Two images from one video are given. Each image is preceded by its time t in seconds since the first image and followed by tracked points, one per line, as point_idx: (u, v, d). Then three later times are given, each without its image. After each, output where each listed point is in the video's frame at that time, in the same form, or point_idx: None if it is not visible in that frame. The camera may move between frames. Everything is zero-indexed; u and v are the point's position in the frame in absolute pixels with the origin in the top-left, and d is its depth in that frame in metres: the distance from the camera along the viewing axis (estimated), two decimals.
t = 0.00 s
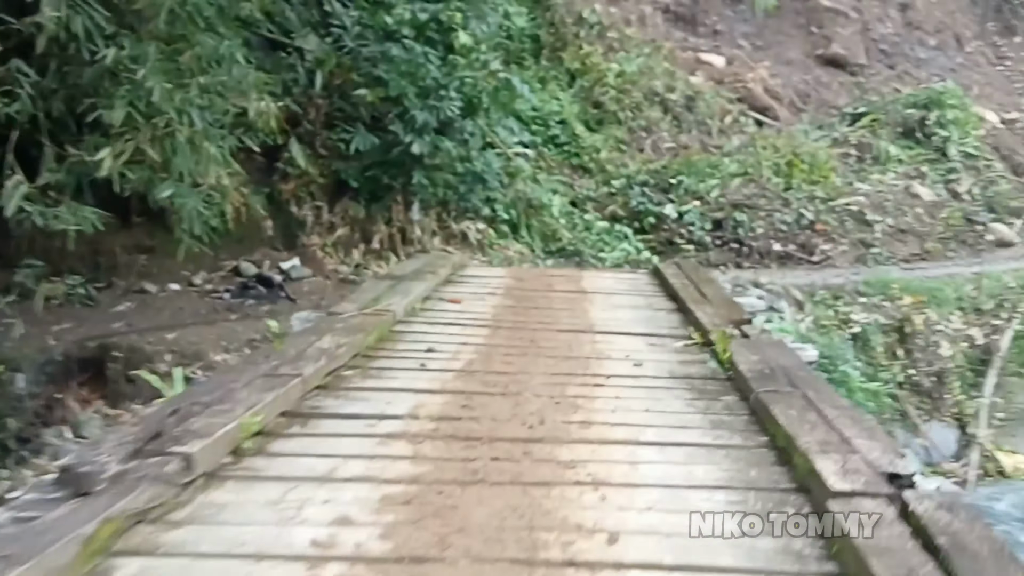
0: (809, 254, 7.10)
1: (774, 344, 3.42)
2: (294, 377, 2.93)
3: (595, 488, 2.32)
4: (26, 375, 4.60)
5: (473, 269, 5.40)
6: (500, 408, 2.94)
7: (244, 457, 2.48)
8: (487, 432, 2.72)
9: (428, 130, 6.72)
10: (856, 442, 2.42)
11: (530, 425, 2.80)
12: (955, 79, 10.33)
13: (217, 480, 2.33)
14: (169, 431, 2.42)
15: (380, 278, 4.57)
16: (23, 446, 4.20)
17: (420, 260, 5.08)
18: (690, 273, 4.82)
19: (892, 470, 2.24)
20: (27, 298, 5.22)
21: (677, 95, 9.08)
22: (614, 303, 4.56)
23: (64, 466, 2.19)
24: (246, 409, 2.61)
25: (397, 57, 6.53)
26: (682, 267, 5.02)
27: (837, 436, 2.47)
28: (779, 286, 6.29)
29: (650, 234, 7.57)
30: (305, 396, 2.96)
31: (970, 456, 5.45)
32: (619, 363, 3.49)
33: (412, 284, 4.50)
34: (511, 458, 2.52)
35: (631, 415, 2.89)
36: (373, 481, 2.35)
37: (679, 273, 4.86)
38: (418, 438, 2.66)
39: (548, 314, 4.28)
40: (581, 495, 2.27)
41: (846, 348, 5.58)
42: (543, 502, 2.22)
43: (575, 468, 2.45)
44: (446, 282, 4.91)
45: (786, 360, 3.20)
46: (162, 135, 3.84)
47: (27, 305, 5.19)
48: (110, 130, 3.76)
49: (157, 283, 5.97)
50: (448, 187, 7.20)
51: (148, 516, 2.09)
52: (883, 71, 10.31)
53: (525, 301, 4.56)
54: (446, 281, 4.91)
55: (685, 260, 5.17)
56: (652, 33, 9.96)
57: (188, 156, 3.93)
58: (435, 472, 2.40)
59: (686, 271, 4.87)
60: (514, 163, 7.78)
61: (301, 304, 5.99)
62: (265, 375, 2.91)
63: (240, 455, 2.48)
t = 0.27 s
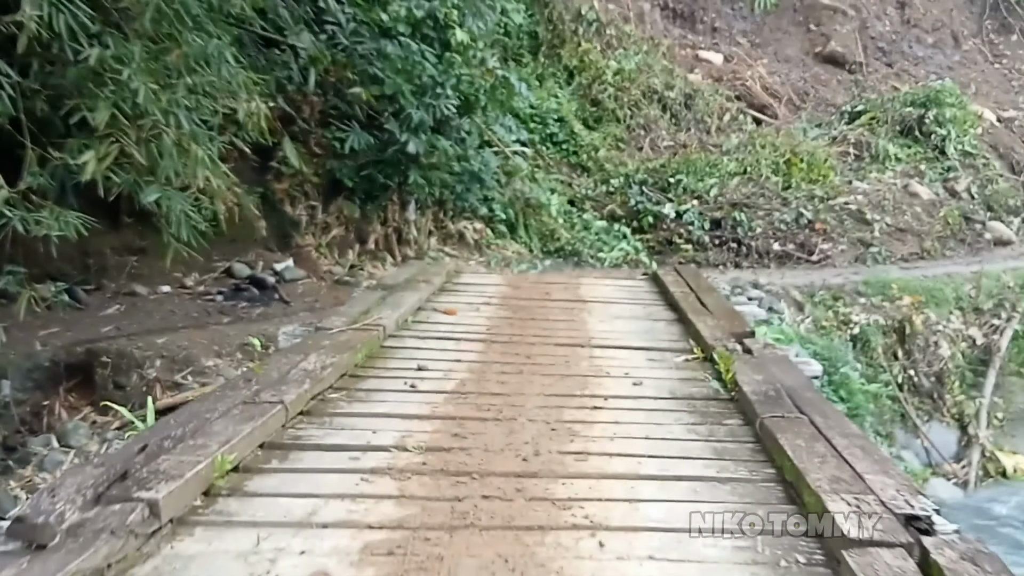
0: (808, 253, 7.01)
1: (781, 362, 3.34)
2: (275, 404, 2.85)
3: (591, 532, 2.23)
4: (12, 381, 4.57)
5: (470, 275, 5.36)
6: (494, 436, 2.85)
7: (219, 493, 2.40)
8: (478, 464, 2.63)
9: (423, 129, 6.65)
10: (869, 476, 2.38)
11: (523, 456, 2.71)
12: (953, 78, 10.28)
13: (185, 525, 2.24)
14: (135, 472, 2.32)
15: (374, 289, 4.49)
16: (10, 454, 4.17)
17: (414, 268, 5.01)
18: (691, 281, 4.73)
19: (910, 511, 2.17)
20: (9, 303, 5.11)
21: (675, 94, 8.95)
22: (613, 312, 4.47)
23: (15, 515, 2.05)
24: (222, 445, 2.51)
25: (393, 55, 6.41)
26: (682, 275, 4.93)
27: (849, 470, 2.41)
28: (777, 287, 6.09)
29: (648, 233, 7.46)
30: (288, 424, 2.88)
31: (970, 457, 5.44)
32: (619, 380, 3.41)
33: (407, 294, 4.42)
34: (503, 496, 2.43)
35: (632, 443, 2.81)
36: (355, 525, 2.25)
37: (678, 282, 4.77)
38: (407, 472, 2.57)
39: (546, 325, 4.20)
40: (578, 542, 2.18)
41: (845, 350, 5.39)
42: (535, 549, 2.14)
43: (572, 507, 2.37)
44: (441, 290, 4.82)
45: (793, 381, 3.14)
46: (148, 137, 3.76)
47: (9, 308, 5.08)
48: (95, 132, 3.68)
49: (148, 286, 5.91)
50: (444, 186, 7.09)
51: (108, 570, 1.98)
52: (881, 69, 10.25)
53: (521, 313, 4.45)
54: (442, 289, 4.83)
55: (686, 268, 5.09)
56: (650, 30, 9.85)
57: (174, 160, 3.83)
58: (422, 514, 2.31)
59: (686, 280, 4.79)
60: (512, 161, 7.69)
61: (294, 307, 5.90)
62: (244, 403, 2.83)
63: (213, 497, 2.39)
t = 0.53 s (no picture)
0: (807, 254, 6.92)
1: (780, 375, 3.24)
2: (242, 426, 2.73)
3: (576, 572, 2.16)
4: None
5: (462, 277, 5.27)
6: (475, 459, 2.75)
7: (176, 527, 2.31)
8: (456, 493, 2.54)
9: (418, 128, 6.55)
10: (879, 508, 2.31)
11: (505, 482, 2.62)
12: (953, 75, 10.16)
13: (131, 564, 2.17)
14: (77, 506, 2.24)
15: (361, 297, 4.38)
16: None
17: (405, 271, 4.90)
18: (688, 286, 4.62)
19: (922, 549, 2.12)
20: None
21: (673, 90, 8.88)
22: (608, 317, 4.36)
23: None
24: (179, 473, 2.42)
25: (387, 52, 6.28)
26: (678, 279, 4.82)
27: (858, 500, 2.33)
28: (777, 287, 5.93)
29: (647, 232, 7.34)
30: (256, 446, 2.78)
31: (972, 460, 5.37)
32: (611, 394, 3.30)
33: (395, 300, 4.30)
34: (482, 529, 2.35)
35: (621, 468, 2.71)
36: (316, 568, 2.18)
37: (675, 286, 4.66)
38: (379, 502, 2.48)
39: (538, 332, 4.09)
40: None
41: (845, 351, 5.30)
42: None
43: (558, 541, 2.29)
44: (432, 293, 4.71)
45: (791, 396, 3.03)
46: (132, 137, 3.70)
47: None
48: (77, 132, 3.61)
49: (138, 287, 5.81)
50: (440, 185, 6.99)
51: None
52: (880, 66, 10.13)
53: (512, 318, 4.33)
54: (433, 292, 4.71)
55: (683, 271, 4.98)
56: (647, 26, 9.74)
57: (159, 160, 3.81)
58: (393, 554, 2.23)
59: (683, 285, 4.67)
60: (508, 160, 7.58)
61: (287, 309, 5.80)
62: (207, 425, 2.71)
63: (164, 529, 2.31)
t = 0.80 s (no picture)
0: (807, 252, 6.84)
1: (779, 394, 3.13)
2: (212, 450, 2.57)
3: None
4: None
5: (455, 279, 5.14)
6: (455, 487, 2.55)
7: (138, 566, 2.13)
8: (436, 525, 2.34)
9: (414, 126, 6.45)
10: (883, 554, 2.12)
11: (488, 514, 2.41)
12: (954, 69, 10.05)
13: None
14: (26, 545, 2.09)
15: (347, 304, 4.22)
16: None
17: (394, 276, 4.79)
18: (686, 292, 4.49)
19: None
20: None
21: (671, 86, 8.79)
22: (603, 323, 4.24)
23: None
24: (137, 510, 2.23)
25: (382, 49, 6.21)
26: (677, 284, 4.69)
27: (859, 548, 2.14)
28: (777, 287, 5.84)
29: (646, 231, 7.26)
30: (227, 473, 2.60)
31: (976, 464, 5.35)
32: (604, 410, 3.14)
33: (381, 309, 4.15)
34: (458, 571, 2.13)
35: (612, 497, 2.53)
36: None
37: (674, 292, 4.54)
38: (354, 535, 2.28)
39: (530, 340, 3.96)
40: None
41: (845, 350, 5.24)
42: None
43: None
44: (423, 298, 4.58)
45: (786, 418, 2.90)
46: (117, 137, 3.62)
47: None
48: (60, 133, 3.55)
49: (131, 286, 5.70)
50: (436, 184, 6.90)
51: None
52: (881, 61, 10.02)
53: (503, 325, 4.18)
54: (423, 298, 4.60)
55: (681, 275, 4.85)
56: (645, 23, 9.66)
57: (145, 161, 3.72)
58: None
59: (680, 292, 4.55)
60: (506, 157, 7.48)
61: (282, 308, 5.68)
62: (176, 450, 2.56)
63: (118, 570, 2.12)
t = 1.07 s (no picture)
0: (809, 250, 6.74)
1: (787, 411, 2.87)
2: (181, 483, 2.23)
3: None
4: None
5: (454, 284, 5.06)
6: (445, 523, 2.23)
7: None
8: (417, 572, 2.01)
9: (409, 122, 6.41)
10: None
11: (479, 557, 2.08)
12: (955, 65, 9.95)
13: None
14: None
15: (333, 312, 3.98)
16: None
17: (385, 281, 4.61)
18: (689, 299, 4.30)
19: None
20: None
21: (671, 82, 8.67)
22: (601, 332, 4.05)
23: None
24: (96, 557, 1.88)
25: (376, 44, 6.11)
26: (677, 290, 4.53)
27: None
28: (778, 287, 5.72)
29: (645, 229, 7.15)
30: (198, 507, 2.26)
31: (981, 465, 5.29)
32: (607, 431, 2.89)
33: (369, 317, 3.90)
34: None
35: (616, 534, 2.22)
36: None
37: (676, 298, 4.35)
38: None
39: (526, 351, 3.73)
40: None
41: (848, 352, 5.13)
42: None
43: None
44: (414, 305, 4.37)
45: (802, 437, 2.66)
46: (102, 139, 3.51)
47: None
48: (42, 133, 3.47)
49: (121, 287, 5.60)
50: (432, 182, 6.74)
51: None
52: (881, 56, 9.92)
53: (497, 335, 3.97)
54: (414, 305, 4.38)
55: (682, 281, 4.67)
56: (644, 17, 9.54)
57: (130, 161, 3.57)
58: None
59: (682, 298, 4.35)
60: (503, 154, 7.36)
61: (275, 310, 5.61)
62: (140, 482, 2.23)
63: None
